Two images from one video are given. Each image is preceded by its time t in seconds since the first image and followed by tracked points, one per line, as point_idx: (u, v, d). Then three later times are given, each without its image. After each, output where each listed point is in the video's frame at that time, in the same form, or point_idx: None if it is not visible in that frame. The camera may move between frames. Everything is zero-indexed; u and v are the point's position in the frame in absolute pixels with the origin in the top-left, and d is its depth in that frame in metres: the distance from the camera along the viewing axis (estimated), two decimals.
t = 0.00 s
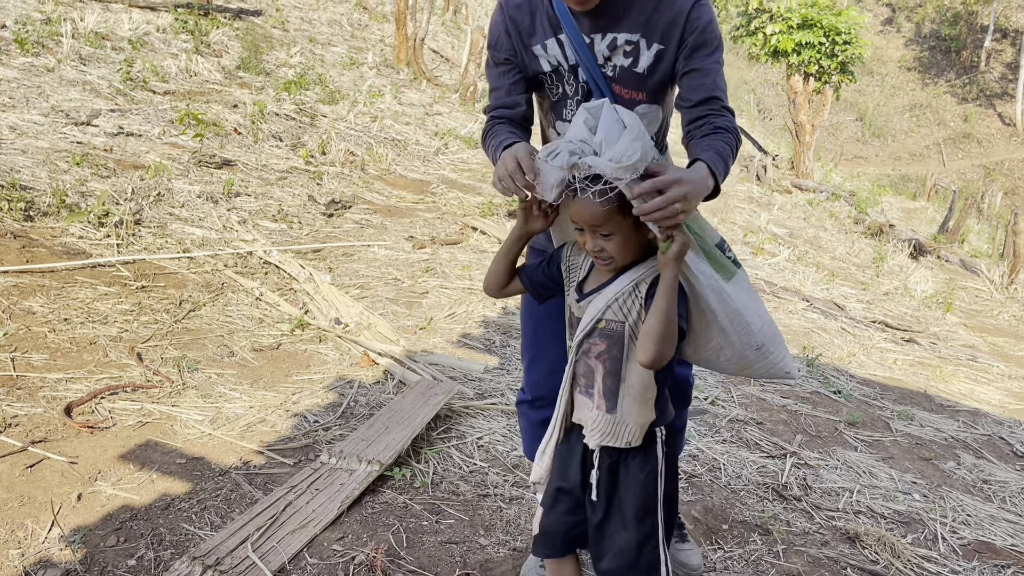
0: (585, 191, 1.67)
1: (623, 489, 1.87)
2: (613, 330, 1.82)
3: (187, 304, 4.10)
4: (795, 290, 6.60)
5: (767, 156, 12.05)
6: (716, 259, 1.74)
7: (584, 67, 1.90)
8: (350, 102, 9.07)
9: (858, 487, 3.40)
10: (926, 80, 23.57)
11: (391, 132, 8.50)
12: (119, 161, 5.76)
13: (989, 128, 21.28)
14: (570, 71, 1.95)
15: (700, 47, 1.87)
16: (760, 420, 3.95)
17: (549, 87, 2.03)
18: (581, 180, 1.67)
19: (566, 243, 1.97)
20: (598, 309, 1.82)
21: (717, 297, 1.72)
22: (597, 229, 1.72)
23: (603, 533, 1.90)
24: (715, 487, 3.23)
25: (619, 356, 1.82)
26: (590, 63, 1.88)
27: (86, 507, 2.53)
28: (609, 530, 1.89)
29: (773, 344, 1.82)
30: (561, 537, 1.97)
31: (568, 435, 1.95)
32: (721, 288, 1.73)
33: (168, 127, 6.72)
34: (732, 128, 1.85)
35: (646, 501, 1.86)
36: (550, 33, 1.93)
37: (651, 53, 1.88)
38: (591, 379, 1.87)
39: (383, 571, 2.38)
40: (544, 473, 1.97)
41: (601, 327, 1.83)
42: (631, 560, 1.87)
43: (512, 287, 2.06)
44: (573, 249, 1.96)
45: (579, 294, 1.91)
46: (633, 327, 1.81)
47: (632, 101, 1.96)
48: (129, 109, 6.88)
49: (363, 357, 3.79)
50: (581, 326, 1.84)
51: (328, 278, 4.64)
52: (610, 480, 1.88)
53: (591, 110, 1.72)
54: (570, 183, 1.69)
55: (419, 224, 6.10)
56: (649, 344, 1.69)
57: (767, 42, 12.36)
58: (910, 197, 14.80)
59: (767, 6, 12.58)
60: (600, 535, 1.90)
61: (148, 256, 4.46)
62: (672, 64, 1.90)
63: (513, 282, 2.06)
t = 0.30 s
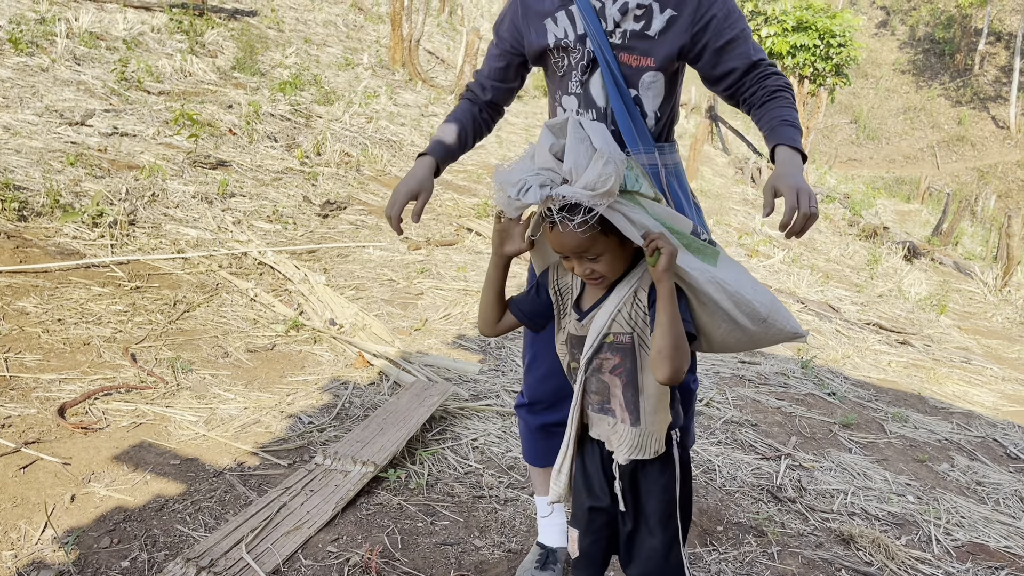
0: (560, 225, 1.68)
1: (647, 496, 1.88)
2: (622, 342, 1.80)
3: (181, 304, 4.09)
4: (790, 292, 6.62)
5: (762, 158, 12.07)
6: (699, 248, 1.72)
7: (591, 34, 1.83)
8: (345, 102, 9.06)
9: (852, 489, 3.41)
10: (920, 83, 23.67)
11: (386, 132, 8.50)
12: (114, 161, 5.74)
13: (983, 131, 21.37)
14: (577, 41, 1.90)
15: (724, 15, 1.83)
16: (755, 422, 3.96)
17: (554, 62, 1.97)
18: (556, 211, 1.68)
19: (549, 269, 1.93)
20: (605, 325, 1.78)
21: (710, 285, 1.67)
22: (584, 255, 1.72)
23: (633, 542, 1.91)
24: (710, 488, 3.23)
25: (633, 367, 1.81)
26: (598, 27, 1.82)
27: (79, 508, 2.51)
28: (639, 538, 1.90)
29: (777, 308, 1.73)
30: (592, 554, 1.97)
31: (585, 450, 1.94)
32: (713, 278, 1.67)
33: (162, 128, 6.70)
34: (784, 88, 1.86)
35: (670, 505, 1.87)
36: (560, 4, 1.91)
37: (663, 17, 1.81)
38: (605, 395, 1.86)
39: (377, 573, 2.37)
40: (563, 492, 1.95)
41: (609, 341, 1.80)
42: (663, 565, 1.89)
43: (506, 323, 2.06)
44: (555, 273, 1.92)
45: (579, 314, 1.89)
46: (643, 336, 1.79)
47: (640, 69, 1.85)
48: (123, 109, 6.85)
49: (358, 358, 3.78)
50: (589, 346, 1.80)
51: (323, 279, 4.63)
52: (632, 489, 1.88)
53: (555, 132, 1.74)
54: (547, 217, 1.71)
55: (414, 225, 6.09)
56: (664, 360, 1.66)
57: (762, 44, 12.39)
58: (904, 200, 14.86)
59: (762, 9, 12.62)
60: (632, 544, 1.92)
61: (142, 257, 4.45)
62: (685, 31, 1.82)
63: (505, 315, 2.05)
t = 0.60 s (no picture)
0: (555, 265, 1.62)
1: (633, 499, 1.89)
2: (607, 358, 1.80)
3: (175, 305, 4.08)
4: (784, 294, 6.64)
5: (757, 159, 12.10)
6: (689, 265, 1.68)
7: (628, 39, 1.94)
8: (341, 103, 9.06)
9: (846, 490, 3.42)
10: (914, 85, 23.77)
11: (381, 133, 8.50)
12: (107, 161, 5.73)
13: (977, 133, 21.46)
14: (615, 43, 2.02)
15: (753, 41, 1.96)
16: (749, 423, 3.97)
17: (591, 60, 2.09)
18: (550, 251, 1.61)
19: (530, 273, 1.90)
20: (592, 339, 1.76)
21: (697, 306, 1.66)
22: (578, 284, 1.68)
23: (619, 549, 1.91)
24: (704, 489, 3.24)
25: (617, 382, 1.82)
26: (636, 30, 1.92)
27: (71, 510, 2.50)
28: (625, 544, 1.90)
29: (761, 316, 1.72)
30: (579, 561, 1.96)
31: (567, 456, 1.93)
32: (700, 294, 1.66)
33: (157, 128, 6.68)
34: (798, 118, 2.02)
35: (656, 507, 1.89)
36: (604, 7, 2.03)
37: (699, 31, 1.91)
38: (585, 407, 1.85)
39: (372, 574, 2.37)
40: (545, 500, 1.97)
41: (595, 356, 1.80)
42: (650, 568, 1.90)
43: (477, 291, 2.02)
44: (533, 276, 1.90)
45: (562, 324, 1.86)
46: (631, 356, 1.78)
47: (671, 75, 1.94)
48: (117, 109, 6.83)
49: (353, 359, 3.78)
50: (574, 358, 1.79)
51: (317, 279, 4.62)
52: (618, 494, 1.90)
53: (545, 161, 1.63)
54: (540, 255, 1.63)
55: (409, 226, 6.09)
56: (658, 396, 1.65)
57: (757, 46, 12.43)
58: (898, 201, 14.91)
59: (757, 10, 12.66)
60: (617, 549, 1.92)
61: (136, 257, 4.43)
62: (717, 48, 1.93)
63: (474, 285, 2.03)
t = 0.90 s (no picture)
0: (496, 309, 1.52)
1: (600, 522, 1.83)
2: (575, 379, 1.71)
3: (168, 307, 4.07)
4: (778, 294, 6.67)
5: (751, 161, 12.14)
6: (647, 267, 1.58)
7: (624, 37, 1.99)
8: (335, 105, 9.06)
9: (840, 490, 3.43)
10: (908, 87, 23.88)
11: (376, 135, 8.50)
12: (101, 163, 5.71)
13: (970, 135, 21.55)
14: (613, 41, 2.07)
15: (744, 38, 1.98)
16: (744, 423, 3.98)
17: (592, 56, 2.15)
18: (489, 294, 1.50)
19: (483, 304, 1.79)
20: (558, 361, 1.66)
21: (658, 312, 1.56)
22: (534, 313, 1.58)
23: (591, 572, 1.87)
24: (699, 490, 3.24)
25: (588, 403, 1.72)
26: (630, 29, 1.97)
27: (63, 512, 2.50)
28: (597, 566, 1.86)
29: (732, 299, 1.63)
30: None
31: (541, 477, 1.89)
32: (661, 298, 1.57)
33: (150, 130, 6.68)
34: (785, 118, 2.05)
35: (625, 530, 1.82)
36: (604, 8, 2.08)
37: (691, 28, 1.94)
38: (556, 430, 1.76)
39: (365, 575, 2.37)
40: (523, 525, 1.88)
41: (562, 379, 1.71)
42: None
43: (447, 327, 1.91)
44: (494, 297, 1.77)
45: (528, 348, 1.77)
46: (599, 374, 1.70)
47: (662, 70, 1.98)
48: (111, 111, 6.82)
49: (346, 360, 3.78)
50: (540, 381, 1.68)
51: (311, 281, 4.62)
52: (588, 515, 1.86)
53: (466, 202, 1.50)
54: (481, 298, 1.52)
55: (403, 228, 6.09)
56: (621, 423, 1.58)
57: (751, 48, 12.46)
58: (892, 203, 14.97)
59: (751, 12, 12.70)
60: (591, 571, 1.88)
61: (129, 259, 4.42)
62: (708, 44, 1.96)
63: (446, 320, 1.89)
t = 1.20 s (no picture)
0: (483, 324, 1.40)
1: None
2: (549, 422, 1.61)
3: (166, 309, 4.06)
4: (776, 296, 6.68)
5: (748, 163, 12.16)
6: (638, 297, 1.44)
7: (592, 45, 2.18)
8: (333, 108, 9.07)
9: (839, 490, 3.43)
10: (904, 89, 23.95)
11: (374, 138, 8.51)
12: (98, 166, 5.70)
13: (967, 137, 21.60)
14: (584, 48, 2.25)
15: (703, 36, 2.12)
16: (742, 424, 3.98)
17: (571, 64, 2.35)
18: (473, 308, 1.38)
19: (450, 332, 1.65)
20: (530, 401, 1.56)
21: (648, 347, 1.41)
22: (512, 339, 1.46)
23: None
24: (698, 490, 3.24)
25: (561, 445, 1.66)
26: (597, 37, 2.16)
27: (62, 513, 2.49)
28: None
29: (718, 346, 1.51)
30: None
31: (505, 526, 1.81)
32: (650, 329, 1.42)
33: (148, 133, 6.67)
34: (749, 106, 2.19)
35: None
36: (579, 19, 2.27)
37: (649, 30, 2.11)
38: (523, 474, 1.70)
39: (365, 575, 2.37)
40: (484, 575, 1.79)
41: (535, 420, 1.61)
42: None
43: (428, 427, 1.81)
44: (457, 336, 1.65)
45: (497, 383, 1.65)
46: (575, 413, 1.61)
47: (626, 72, 2.15)
48: (108, 114, 6.81)
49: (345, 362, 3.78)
50: (511, 422, 1.57)
51: (309, 283, 4.62)
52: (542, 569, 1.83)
53: (451, 201, 1.38)
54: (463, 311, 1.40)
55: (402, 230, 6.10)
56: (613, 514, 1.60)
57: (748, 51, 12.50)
58: (889, 205, 15.01)
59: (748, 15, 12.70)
60: None
61: (127, 261, 4.42)
62: (667, 43, 2.11)
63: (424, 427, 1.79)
